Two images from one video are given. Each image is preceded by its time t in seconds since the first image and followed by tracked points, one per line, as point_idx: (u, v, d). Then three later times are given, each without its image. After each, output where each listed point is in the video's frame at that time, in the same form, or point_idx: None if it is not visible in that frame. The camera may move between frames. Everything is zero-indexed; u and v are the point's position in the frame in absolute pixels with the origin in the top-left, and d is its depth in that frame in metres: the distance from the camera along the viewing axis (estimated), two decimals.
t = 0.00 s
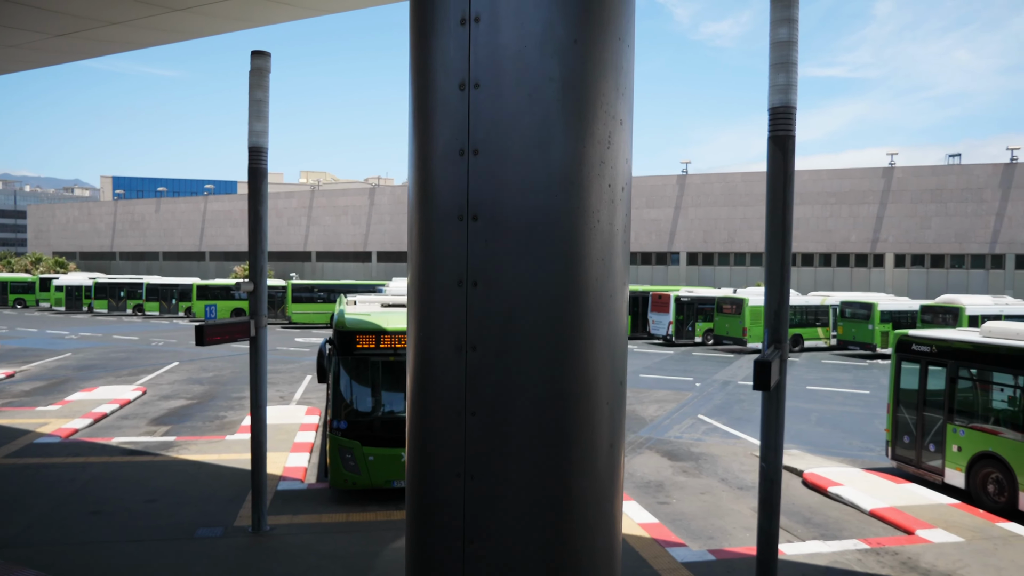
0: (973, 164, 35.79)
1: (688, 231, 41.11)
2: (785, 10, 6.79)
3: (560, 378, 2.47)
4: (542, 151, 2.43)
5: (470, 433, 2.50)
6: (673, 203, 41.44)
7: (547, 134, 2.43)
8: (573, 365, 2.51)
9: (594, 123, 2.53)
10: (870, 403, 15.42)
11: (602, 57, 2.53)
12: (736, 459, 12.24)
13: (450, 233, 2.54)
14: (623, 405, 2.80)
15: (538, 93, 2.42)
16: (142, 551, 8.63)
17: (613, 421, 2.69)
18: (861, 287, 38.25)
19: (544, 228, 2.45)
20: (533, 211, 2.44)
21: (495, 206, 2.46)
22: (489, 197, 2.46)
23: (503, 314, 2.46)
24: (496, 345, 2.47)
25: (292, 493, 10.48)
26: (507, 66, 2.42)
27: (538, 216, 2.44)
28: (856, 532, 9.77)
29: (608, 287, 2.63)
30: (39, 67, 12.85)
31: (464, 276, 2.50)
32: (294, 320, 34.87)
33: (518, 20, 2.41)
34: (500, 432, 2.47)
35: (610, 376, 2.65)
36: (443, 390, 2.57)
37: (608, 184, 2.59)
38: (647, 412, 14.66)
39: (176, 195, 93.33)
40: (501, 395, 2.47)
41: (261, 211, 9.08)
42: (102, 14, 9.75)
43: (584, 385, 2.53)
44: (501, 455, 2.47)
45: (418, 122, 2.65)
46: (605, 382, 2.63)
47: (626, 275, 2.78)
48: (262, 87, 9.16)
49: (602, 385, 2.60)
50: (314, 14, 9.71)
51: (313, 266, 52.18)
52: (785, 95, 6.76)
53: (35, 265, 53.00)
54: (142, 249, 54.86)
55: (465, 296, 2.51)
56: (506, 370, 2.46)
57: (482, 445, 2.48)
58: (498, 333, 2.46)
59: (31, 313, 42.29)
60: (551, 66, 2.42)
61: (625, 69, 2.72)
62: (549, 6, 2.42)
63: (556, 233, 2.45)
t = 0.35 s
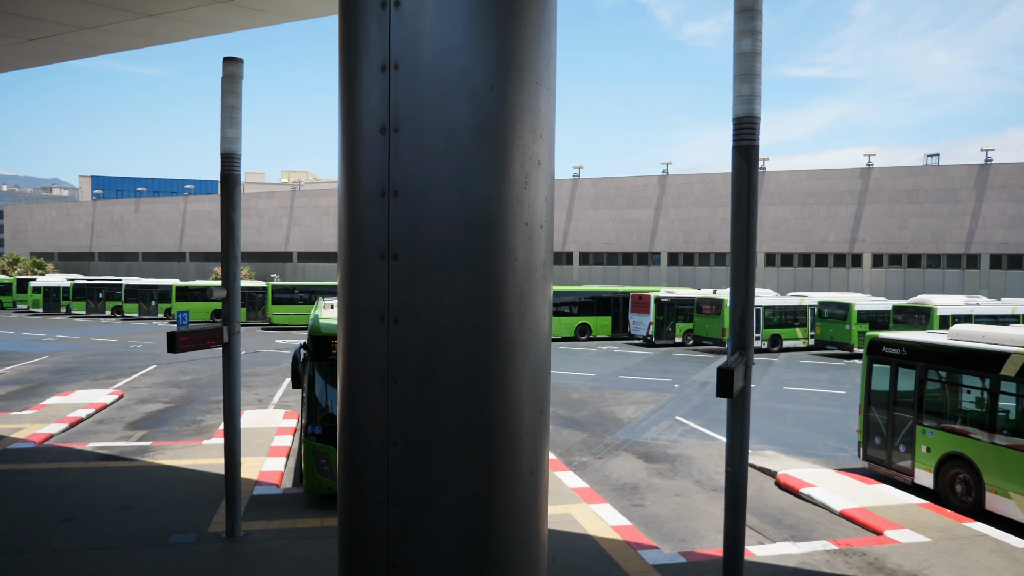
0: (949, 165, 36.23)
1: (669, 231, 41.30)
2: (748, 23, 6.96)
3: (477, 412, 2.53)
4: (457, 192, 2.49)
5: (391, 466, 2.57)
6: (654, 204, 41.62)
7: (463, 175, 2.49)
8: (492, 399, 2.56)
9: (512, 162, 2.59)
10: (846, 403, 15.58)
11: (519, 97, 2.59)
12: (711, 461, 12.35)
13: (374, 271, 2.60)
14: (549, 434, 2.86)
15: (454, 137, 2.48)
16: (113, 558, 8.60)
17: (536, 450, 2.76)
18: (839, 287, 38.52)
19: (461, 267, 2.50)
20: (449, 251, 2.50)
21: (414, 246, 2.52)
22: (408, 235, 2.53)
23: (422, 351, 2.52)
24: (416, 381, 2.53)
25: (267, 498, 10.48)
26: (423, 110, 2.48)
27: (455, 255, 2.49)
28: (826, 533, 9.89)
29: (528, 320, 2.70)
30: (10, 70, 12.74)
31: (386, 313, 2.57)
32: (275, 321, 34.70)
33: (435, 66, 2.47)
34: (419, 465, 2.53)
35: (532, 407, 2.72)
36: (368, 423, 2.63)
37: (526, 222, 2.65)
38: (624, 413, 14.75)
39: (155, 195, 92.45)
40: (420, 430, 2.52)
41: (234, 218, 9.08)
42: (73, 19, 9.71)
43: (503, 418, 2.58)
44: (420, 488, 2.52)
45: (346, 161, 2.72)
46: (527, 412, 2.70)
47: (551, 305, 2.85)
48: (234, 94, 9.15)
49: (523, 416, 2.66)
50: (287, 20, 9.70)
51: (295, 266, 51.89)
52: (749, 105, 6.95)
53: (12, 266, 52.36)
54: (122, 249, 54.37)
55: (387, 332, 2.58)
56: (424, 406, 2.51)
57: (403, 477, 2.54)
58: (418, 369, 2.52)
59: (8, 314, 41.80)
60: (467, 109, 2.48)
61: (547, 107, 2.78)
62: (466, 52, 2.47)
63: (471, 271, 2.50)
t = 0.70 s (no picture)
0: (916, 170, 36.84)
1: (643, 234, 41.62)
2: (705, 37, 7.09)
3: (390, 451, 2.60)
4: (368, 235, 2.56)
5: (306, 504, 2.61)
6: (628, 207, 41.90)
7: (373, 220, 2.55)
8: (402, 437, 2.63)
9: (425, 206, 2.66)
10: (813, 404, 15.79)
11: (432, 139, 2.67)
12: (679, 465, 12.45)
13: (289, 311, 2.64)
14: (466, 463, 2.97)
15: (365, 183, 2.55)
16: (72, 570, 8.50)
17: (451, 483, 2.85)
18: (810, 290, 39.02)
19: (373, 309, 2.58)
20: (361, 294, 2.57)
21: (327, 289, 2.58)
22: (320, 278, 2.58)
23: (337, 390, 2.59)
24: (331, 418, 2.59)
25: (232, 507, 10.42)
26: (335, 157, 2.55)
27: (365, 299, 2.56)
28: (788, 536, 10.00)
29: (445, 356, 2.78)
30: None
31: (301, 353, 2.61)
32: (248, 325, 34.41)
33: (348, 113, 2.54)
34: (332, 500, 2.60)
35: (448, 441, 2.80)
36: (285, 459, 2.67)
37: (438, 261, 2.72)
38: (595, 417, 14.84)
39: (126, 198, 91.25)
40: (334, 466, 2.59)
41: (198, 227, 9.02)
42: (36, 25, 9.61)
43: (417, 453, 2.66)
44: (334, 523, 2.59)
45: (264, 203, 2.75)
46: (442, 446, 2.78)
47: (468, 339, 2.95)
48: (198, 102, 9.11)
49: (437, 450, 2.75)
50: (253, 28, 9.67)
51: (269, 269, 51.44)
52: (706, 118, 7.16)
53: None
54: (92, 252, 53.62)
55: (302, 372, 2.62)
56: (337, 443, 2.58)
57: (317, 515, 2.59)
58: (331, 408, 2.58)
59: None
60: (377, 155, 2.55)
61: (463, 148, 2.87)
62: (376, 100, 2.54)
63: (383, 313, 2.58)
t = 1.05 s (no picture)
0: (872, 178, 37.75)
1: (609, 240, 41.98)
2: (654, 54, 7.23)
3: (296, 479, 2.81)
4: (274, 276, 2.78)
5: (218, 526, 2.82)
6: (593, 213, 42.22)
7: (279, 263, 2.77)
8: (310, 466, 2.84)
9: (333, 246, 2.88)
10: (771, 409, 16.06)
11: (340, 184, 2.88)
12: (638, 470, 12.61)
13: (201, 348, 2.86)
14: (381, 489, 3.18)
15: (272, 227, 2.77)
16: None
17: (360, 507, 3.05)
18: (771, 294, 39.73)
19: (279, 346, 2.79)
20: (268, 332, 2.78)
21: (234, 326, 2.80)
22: (229, 314, 2.80)
23: (246, 420, 2.80)
24: (239, 445, 2.81)
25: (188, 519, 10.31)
26: (243, 202, 2.78)
27: (273, 337, 2.78)
28: (742, 541, 10.15)
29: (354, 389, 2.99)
30: None
31: (212, 385, 2.83)
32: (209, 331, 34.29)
33: (255, 161, 2.77)
34: (242, 523, 2.81)
35: (358, 466, 3.02)
36: (199, 485, 2.87)
37: (347, 299, 2.95)
38: (558, 423, 14.97)
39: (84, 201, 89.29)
40: (244, 492, 2.80)
41: (151, 237, 8.94)
42: None
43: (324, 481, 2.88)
44: (243, 543, 2.80)
45: (180, 243, 2.96)
46: (352, 472, 2.99)
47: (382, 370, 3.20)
48: (152, 110, 9.02)
49: (347, 476, 2.96)
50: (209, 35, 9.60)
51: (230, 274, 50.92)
52: (654, 134, 7.29)
53: None
54: (49, 256, 52.39)
55: (214, 403, 2.84)
56: (246, 469, 2.79)
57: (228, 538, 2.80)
58: (240, 437, 2.80)
59: None
60: (282, 201, 2.76)
61: (375, 190, 3.08)
62: (281, 150, 2.76)
63: (290, 350, 2.79)
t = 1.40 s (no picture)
0: (832, 182, 38.47)
1: (574, 243, 42.12)
2: (604, 66, 7.25)
3: (203, 496, 2.97)
4: (183, 306, 2.97)
5: (129, 553, 2.95)
6: (558, 215, 42.31)
7: (188, 292, 2.96)
8: (221, 484, 3.02)
9: (242, 280, 3.09)
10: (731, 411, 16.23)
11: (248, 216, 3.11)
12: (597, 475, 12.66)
13: (107, 384, 3.00)
14: (296, 509, 3.33)
15: (179, 257, 2.96)
16: None
17: (274, 529, 3.22)
18: (734, 297, 40.25)
19: (187, 368, 2.96)
20: (175, 357, 2.96)
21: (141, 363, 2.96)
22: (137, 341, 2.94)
23: (153, 449, 2.95)
24: (147, 475, 2.95)
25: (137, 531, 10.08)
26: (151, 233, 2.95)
27: (181, 362, 2.95)
28: (697, 545, 10.23)
29: (263, 409, 3.17)
30: None
31: (120, 417, 2.98)
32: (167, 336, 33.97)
33: (163, 195, 2.96)
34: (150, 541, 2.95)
35: (272, 488, 3.21)
36: (108, 516, 3.00)
37: (257, 332, 3.15)
38: (519, 428, 14.98)
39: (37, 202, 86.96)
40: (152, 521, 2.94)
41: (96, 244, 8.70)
42: None
43: (235, 497, 3.04)
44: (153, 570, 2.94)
45: (87, 282, 3.10)
46: (263, 491, 3.16)
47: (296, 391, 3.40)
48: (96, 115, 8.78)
49: (257, 493, 3.13)
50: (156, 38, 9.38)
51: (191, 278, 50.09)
52: (605, 145, 7.32)
53: None
54: None
55: (121, 437, 2.98)
56: (154, 488, 2.94)
57: (139, 565, 2.94)
58: (148, 467, 2.94)
59: None
60: (190, 235, 2.96)
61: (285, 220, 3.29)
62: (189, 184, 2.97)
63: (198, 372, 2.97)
